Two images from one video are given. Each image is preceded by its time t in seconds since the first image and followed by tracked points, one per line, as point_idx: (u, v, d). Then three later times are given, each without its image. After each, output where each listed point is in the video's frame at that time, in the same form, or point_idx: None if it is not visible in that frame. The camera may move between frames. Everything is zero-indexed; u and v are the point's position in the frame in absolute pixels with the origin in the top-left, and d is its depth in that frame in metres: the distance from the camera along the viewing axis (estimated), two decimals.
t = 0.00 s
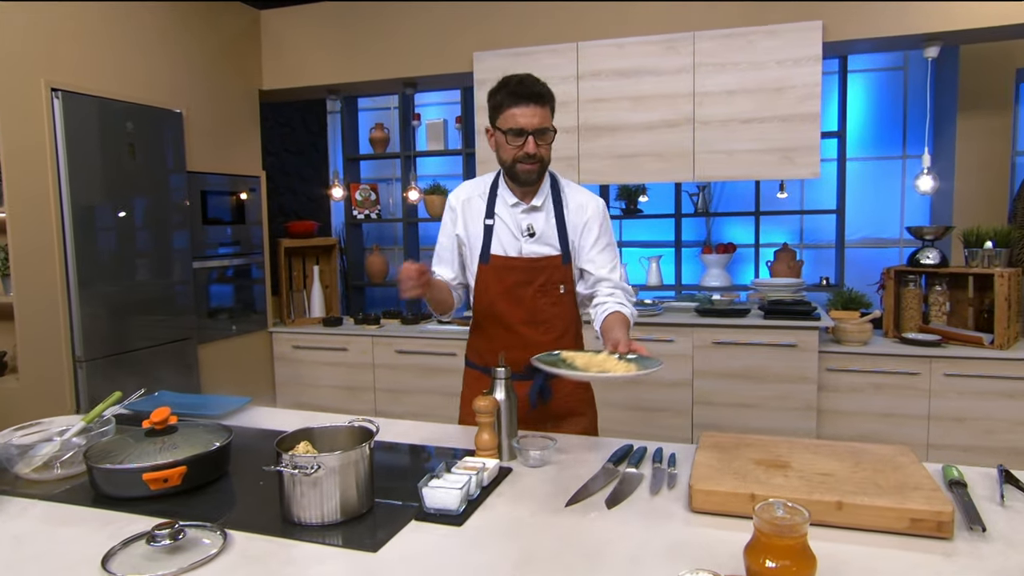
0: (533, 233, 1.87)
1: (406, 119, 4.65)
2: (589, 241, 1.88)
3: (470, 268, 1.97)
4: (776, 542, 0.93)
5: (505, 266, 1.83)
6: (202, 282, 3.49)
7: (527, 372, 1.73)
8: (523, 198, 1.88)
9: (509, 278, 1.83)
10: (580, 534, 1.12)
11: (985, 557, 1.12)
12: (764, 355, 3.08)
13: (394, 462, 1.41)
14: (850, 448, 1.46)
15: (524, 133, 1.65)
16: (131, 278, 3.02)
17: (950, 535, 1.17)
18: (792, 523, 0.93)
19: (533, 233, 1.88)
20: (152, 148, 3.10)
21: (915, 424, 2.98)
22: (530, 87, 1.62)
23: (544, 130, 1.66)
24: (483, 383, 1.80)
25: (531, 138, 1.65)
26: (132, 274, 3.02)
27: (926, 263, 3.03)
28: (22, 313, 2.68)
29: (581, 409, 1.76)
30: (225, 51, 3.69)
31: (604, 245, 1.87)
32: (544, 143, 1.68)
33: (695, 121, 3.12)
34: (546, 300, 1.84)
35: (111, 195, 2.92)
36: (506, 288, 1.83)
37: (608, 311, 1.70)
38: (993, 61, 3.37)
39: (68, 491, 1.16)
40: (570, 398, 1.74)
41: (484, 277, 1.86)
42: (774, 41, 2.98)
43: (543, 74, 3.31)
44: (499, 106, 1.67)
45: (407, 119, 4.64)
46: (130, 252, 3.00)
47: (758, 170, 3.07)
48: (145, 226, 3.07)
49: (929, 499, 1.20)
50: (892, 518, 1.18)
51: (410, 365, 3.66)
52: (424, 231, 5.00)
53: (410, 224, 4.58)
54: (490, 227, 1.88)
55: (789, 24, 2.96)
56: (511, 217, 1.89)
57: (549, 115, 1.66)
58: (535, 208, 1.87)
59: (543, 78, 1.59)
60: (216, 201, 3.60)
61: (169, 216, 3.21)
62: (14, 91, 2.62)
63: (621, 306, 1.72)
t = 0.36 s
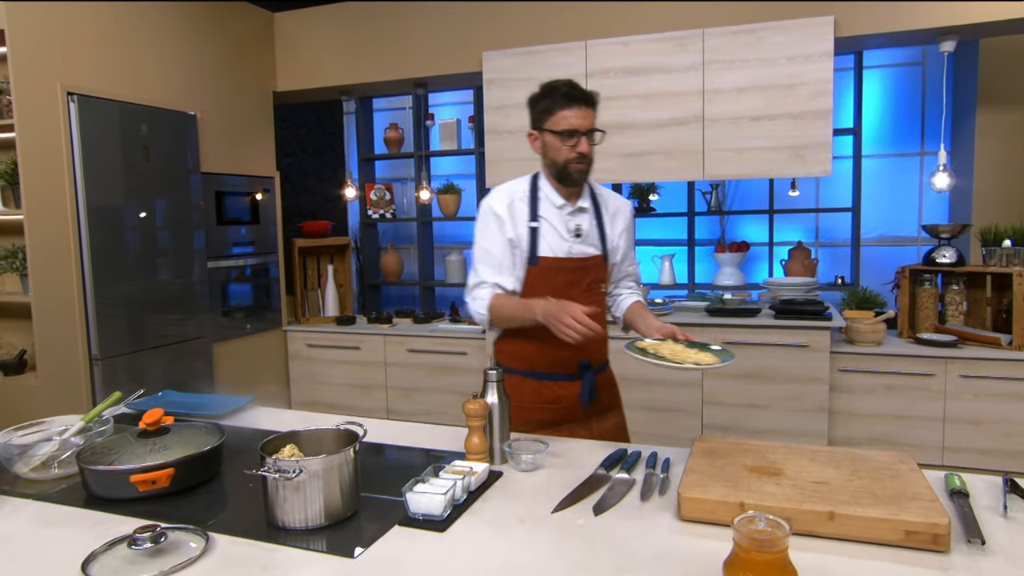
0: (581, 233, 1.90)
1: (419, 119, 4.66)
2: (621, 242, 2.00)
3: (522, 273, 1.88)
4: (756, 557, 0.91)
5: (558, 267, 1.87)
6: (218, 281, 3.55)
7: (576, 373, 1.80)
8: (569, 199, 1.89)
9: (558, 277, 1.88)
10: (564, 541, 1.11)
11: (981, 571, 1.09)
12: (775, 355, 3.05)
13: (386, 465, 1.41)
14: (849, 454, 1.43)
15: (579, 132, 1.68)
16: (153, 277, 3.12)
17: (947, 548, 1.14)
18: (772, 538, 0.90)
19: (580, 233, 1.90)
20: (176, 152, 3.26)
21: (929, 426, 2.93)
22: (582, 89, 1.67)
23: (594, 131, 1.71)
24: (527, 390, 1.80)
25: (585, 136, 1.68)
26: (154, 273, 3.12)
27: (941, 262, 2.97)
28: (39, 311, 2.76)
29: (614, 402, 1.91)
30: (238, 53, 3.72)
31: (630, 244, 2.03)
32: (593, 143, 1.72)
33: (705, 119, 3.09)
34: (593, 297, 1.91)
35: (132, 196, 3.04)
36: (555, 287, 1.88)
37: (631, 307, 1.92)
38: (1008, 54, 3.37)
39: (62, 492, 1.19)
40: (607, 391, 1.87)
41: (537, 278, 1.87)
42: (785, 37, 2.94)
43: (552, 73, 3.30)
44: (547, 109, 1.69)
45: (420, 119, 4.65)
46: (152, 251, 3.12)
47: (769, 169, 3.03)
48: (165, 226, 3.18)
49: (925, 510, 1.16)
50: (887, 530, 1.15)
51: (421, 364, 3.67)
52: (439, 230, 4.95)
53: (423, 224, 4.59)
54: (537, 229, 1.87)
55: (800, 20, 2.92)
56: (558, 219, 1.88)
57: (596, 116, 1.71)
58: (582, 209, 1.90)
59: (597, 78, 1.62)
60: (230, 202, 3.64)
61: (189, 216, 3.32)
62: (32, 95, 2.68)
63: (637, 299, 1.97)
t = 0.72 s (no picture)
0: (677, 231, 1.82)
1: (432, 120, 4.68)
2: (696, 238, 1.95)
3: (625, 273, 1.76)
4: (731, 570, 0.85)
5: (661, 263, 1.76)
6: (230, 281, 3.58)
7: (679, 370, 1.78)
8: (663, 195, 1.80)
9: (664, 275, 1.77)
10: (543, 552, 1.10)
11: None
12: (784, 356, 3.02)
13: (373, 468, 1.41)
14: (844, 461, 1.38)
15: (676, 129, 1.66)
16: (173, 277, 3.20)
17: (940, 561, 1.09)
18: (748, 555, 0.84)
19: (677, 231, 1.82)
20: (191, 154, 3.30)
21: (942, 429, 2.88)
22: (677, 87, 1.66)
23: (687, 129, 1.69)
24: (638, 392, 1.74)
25: (682, 133, 1.66)
26: (174, 273, 3.21)
27: (955, 262, 2.92)
28: (53, 312, 2.81)
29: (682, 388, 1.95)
30: (252, 56, 3.77)
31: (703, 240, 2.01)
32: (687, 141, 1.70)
33: (712, 118, 3.06)
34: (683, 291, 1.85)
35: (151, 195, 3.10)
36: (660, 287, 1.77)
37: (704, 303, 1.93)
38: None
39: (56, 493, 1.22)
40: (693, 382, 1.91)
41: (641, 277, 1.75)
42: (793, 35, 2.91)
43: (559, 73, 3.29)
44: (642, 108, 1.67)
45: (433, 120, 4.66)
46: (172, 252, 3.20)
47: (778, 167, 3.00)
48: (183, 227, 3.25)
49: (917, 522, 1.12)
50: (877, 542, 1.11)
51: (430, 364, 3.68)
52: (452, 230, 4.94)
53: (435, 224, 4.61)
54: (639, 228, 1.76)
55: (808, 17, 2.89)
56: (657, 216, 1.79)
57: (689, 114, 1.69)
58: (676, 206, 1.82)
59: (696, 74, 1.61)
60: (241, 204, 3.68)
61: (207, 219, 3.39)
62: (47, 99, 2.73)
63: (710, 293, 1.98)
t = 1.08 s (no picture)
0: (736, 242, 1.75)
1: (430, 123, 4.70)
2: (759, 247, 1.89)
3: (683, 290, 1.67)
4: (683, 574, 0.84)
5: (726, 276, 1.69)
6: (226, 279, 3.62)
7: (743, 392, 1.73)
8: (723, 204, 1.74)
9: (728, 289, 1.69)
10: (507, 552, 1.11)
11: None
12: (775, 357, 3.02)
13: (342, 467, 1.41)
14: (816, 463, 1.38)
15: (732, 132, 1.60)
16: (177, 277, 3.28)
17: (900, 565, 1.09)
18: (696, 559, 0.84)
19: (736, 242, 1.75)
20: (186, 156, 3.32)
21: (933, 431, 2.88)
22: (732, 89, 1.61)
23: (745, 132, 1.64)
24: (706, 419, 1.67)
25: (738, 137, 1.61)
26: (179, 274, 3.28)
27: (947, 263, 2.92)
28: (49, 313, 2.84)
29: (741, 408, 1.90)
30: (250, 60, 3.80)
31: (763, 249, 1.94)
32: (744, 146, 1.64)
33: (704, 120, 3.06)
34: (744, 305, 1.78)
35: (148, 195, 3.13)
36: (723, 302, 1.70)
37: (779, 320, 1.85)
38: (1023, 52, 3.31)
39: (33, 493, 1.25)
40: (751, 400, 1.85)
41: (706, 292, 1.67)
42: (784, 37, 2.91)
43: (552, 76, 3.30)
44: (693, 113, 1.63)
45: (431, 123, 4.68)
46: (177, 254, 3.27)
47: (769, 170, 3.00)
48: (188, 229, 3.33)
49: (880, 525, 1.12)
50: (838, 546, 1.10)
51: (425, 365, 3.70)
52: (450, 232, 4.99)
53: (433, 226, 4.63)
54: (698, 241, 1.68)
55: (799, 19, 2.89)
56: (716, 228, 1.72)
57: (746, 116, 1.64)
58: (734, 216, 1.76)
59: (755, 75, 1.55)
60: (237, 206, 3.71)
61: (209, 222, 3.46)
62: (43, 102, 2.77)
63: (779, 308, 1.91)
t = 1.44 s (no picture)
0: (745, 240, 1.63)
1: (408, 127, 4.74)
2: (796, 243, 1.70)
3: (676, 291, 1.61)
4: (589, 569, 0.89)
5: (719, 277, 1.58)
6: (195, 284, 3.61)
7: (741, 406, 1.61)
8: (728, 198, 1.64)
9: (725, 292, 1.58)
10: (439, 547, 1.16)
11: None
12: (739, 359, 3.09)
13: (290, 468, 1.46)
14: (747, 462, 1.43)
15: (727, 117, 1.45)
16: (156, 279, 3.34)
17: (812, 559, 1.14)
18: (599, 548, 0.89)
19: (746, 240, 1.63)
20: (159, 159, 3.34)
21: (890, 431, 2.95)
22: (727, 69, 1.46)
23: (747, 113, 1.47)
24: (687, 427, 1.62)
25: (735, 122, 1.45)
26: (157, 276, 3.34)
27: (905, 268, 3.00)
28: (17, 317, 2.86)
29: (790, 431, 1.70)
30: (225, 64, 3.83)
31: (811, 247, 1.70)
32: (748, 128, 1.47)
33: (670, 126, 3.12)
34: (762, 314, 1.61)
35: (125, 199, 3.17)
36: (719, 306, 1.59)
37: (823, 321, 1.56)
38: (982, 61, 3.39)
39: None
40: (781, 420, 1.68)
41: (693, 294, 1.59)
42: (747, 46, 2.97)
43: (523, 82, 3.35)
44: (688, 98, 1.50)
45: (409, 127, 4.72)
46: (154, 255, 3.33)
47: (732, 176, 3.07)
48: (167, 231, 3.39)
49: (794, 521, 1.17)
50: (754, 541, 1.16)
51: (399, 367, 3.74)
52: (429, 235, 5.04)
53: (411, 229, 4.67)
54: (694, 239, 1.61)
55: (761, 29, 2.95)
56: (717, 224, 1.63)
57: (747, 95, 1.47)
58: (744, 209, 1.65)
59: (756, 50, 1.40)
60: (210, 209, 3.72)
61: (184, 224, 3.51)
62: (13, 106, 2.78)
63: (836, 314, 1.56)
